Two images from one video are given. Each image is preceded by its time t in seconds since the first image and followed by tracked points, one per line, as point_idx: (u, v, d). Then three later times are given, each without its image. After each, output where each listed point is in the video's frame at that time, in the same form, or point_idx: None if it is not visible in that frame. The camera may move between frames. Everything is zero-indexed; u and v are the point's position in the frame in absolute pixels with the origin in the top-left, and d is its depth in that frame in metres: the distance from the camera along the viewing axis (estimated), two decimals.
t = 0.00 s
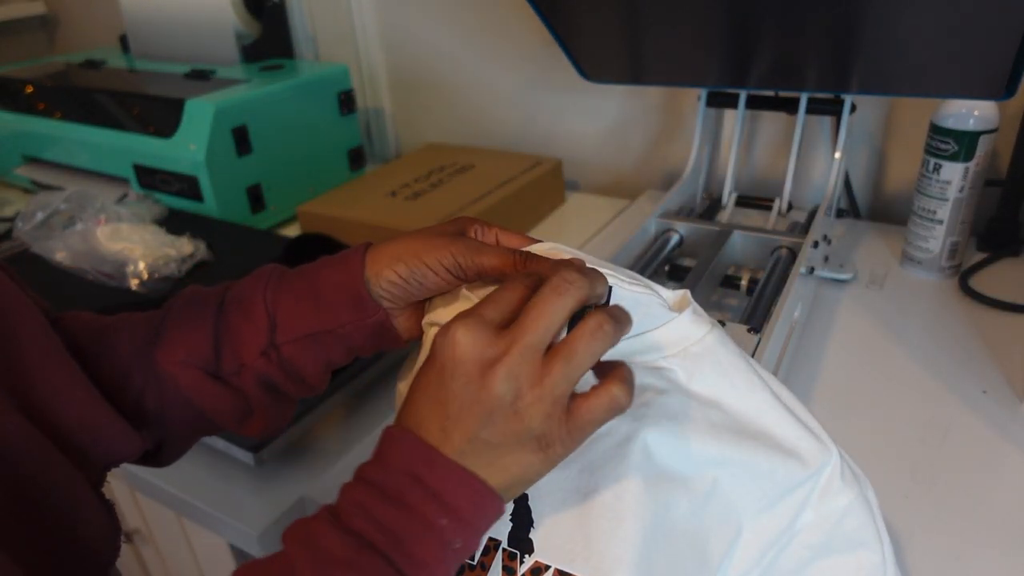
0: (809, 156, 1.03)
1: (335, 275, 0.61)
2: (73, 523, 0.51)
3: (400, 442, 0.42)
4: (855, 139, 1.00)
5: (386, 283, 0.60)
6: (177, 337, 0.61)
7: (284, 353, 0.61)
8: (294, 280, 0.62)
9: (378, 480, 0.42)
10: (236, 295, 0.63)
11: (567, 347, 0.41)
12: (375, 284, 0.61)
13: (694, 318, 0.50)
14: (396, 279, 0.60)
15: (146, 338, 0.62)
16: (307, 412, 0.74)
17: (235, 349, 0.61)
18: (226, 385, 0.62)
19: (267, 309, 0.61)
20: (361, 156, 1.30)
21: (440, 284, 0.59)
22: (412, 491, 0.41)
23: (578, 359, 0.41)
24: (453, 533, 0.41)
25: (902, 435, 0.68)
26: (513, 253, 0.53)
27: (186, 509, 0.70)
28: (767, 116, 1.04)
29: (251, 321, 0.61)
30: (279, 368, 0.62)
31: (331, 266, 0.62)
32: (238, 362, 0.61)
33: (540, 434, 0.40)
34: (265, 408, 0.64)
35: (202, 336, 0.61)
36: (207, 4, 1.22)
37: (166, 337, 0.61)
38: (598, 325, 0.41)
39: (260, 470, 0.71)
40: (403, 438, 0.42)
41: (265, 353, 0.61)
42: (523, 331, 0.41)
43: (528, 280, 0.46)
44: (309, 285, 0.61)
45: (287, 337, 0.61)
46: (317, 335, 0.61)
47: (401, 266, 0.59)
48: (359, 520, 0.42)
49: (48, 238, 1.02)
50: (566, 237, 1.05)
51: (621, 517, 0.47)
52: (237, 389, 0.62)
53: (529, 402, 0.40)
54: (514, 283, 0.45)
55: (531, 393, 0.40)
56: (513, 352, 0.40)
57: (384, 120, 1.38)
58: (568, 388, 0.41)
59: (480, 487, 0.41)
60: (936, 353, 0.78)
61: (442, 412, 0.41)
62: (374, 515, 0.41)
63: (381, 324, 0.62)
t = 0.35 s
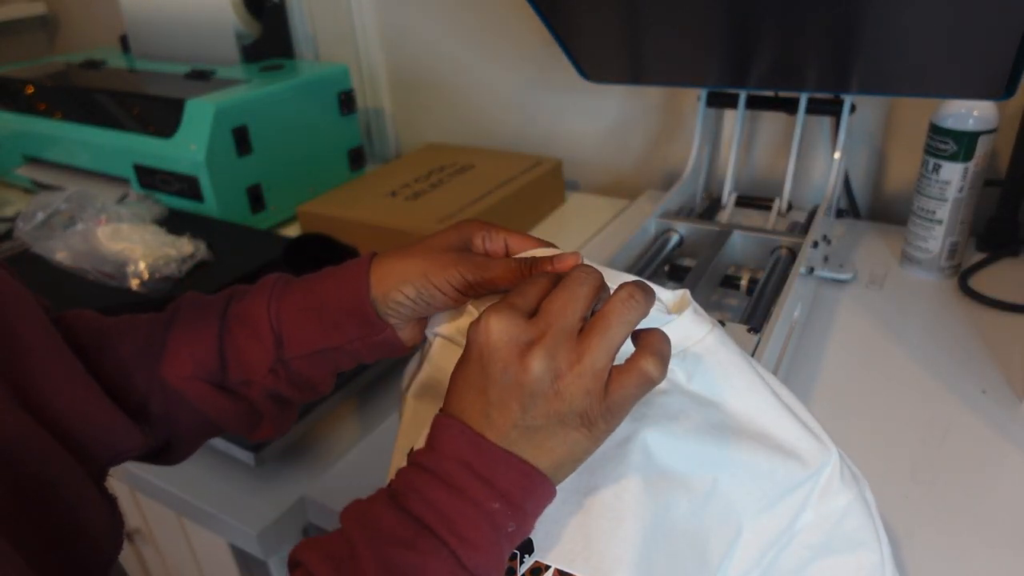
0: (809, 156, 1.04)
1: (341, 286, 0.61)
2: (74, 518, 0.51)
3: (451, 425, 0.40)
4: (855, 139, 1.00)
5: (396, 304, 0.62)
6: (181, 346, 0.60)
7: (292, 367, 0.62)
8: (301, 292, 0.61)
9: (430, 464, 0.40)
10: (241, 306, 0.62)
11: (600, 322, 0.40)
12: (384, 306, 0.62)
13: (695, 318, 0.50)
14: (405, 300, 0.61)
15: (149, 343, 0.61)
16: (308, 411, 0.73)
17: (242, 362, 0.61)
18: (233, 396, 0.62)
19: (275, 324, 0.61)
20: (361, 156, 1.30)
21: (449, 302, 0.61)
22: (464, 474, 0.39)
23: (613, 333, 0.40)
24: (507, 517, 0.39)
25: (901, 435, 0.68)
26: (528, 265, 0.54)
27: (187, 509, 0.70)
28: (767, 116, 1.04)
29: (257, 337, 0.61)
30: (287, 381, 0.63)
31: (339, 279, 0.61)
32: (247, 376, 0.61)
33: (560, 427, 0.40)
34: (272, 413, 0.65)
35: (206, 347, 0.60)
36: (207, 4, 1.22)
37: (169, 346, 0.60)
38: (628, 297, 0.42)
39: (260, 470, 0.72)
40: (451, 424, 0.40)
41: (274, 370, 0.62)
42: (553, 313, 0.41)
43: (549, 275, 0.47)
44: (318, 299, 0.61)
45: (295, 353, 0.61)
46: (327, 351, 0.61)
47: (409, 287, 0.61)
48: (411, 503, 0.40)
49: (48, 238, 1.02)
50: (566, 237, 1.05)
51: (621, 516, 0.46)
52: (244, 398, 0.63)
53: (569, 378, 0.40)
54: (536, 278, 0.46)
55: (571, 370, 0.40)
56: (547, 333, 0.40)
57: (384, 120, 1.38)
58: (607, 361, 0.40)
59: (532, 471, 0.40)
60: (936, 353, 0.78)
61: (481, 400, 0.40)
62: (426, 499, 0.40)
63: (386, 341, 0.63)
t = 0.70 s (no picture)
0: (809, 156, 1.04)
1: (366, 307, 0.61)
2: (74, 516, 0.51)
3: (475, 432, 0.40)
4: (855, 139, 1.00)
5: (420, 331, 0.62)
6: (208, 369, 0.62)
7: (319, 392, 0.64)
8: (325, 320, 0.62)
9: (450, 471, 0.40)
10: (267, 331, 0.63)
11: (641, 338, 0.41)
12: (410, 334, 0.62)
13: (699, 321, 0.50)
14: (430, 328, 0.61)
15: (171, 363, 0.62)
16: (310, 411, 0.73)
17: (269, 387, 0.63)
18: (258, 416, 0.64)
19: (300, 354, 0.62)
20: (361, 156, 1.30)
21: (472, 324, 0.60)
22: (485, 486, 0.39)
23: (654, 351, 0.41)
24: (522, 531, 0.39)
25: (902, 435, 0.68)
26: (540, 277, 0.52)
27: (186, 509, 0.70)
28: (767, 116, 1.04)
29: (284, 362, 0.62)
30: (314, 404, 0.64)
31: (362, 303, 0.62)
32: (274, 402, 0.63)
33: (580, 437, 0.40)
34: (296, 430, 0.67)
35: (234, 370, 0.62)
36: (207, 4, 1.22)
37: (196, 368, 0.62)
38: (671, 318, 0.42)
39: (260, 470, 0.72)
40: (476, 431, 0.40)
41: (301, 396, 0.63)
42: (597, 327, 0.41)
43: (586, 275, 0.46)
44: (342, 328, 0.61)
45: (322, 379, 0.62)
46: (352, 377, 0.62)
47: (431, 315, 0.61)
48: (427, 510, 0.39)
49: (48, 238, 1.02)
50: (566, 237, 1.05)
51: (621, 516, 0.46)
52: (269, 415, 0.66)
53: (608, 393, 0.40)
54: (574, 278, 0.45)
55: (611, 385, 0.40)
56: (590, 348, 0.40)
57: (384, 120, 1.38)
58: (645, 377, 0.41)
59: (551, 486, 0.40)
60: (936, 353, 0.78)
61: (516, 410, 0.40)
62: (444, 507, 0.39)
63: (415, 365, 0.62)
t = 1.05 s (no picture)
0: (809, 156, 1.03)
1: (378, 314, 0.62)
2: (78, 511, 0.50)
3: (505, 438, 0.39)
4: (855, 139, 1.00)
5: (428, 342, 0.62)
6: (217, 372, 0.62)
7: (325, 397, 0.64)
8: (336, 326, 0.62)
9: (475, 474, 0.39)
10: (278, 336, 0.63)
11: (695, 366, 0.43)
12: (417, 344, 0.62)
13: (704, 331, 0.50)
14: (438, 339, 0.61)
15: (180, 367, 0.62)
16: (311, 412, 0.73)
17: (277, 391, 0.63)
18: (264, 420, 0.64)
19: (309, 360, 0.62)
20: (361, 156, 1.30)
21: (482, 335, 0.60)
22: (510, 493, 0.38)
23: (708, 380, 0.42)
24: (540, 540, 0.39)
25: (902, 435, 0.68)
26: (545, 287, 0.53)
27: (186, 509, 0.70)
28: (767, 116, 1.04)
29: (291, 367, 0.62)
30: (320, 409, 0.64)
31: (373, 311, 0.62)
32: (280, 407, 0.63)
33: (579, 439, 0.40)
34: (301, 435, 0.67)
35: (242, 372, 0.62)
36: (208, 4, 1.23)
37: (204, 372, 0.62)
38: (725, 352, 0.43)
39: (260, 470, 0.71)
40: (507, 436, 0.39)
41: (308, 402, 0.63)
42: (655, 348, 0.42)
43: (635, 291, 0.47)
44: (352, 335, 0.61)
45: (330, 384, 0.62)
46: (359, 384, 0.62)
47: (439, 326, 0.60)
48: (448, 512, 0.38)
49: (48, 238, 1.02)
50: (565, 237, 1.05)
51: (620, 516, 0.46)
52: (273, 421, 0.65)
53: (662, 417, 0.41)
54: (622, 292, 0.46)
55: (665, 411, 0.41)
56: (650, 369, 0.41)
57: (384, 120, 1.38)
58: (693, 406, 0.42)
59: (573, 498, 0.39)
60: (937, 353, 0.78)
61: (564, 420, 0.40)
62: (466, 512, 0.38)
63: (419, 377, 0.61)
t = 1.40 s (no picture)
0: (809, 156, 1.04)
1: (375, 312, 0.62)
2: (82, 510, 0.50)
3: (523, 433, 0.39)
4: (855, 139, 1.00)
5: (424, 337, 0.61)
6: (216, 370, 0.62)
7: (322, 396, 0.63)
8: (333, 324, 0.62)
9: (490, 468, 0.38)
10: (276, 334, 0.63)
11: (712, 372, 0.44)
12: (413, 339, 0.62)
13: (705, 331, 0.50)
14: (435, 334, 0.61)
15: (179, 367, 0.62)
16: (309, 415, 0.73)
17: (275, 391, 0.63)
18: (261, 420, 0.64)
19: (307, 358, 0.62)
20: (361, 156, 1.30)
21: (478, 331, 0.59)
22: (525, 489, 0.38)
23: (724, 384, 0.44)
24: (550, 534, 0.39)
25: (902, 435, 0.68)
26: (542, 281, 0.54)
27: (185, 508, 0.70)
28: (766, 116, 1.04)
29: (289, 365, 0.62)
30: (318, 409, 0.64)
31: (369, 309, 0.62)
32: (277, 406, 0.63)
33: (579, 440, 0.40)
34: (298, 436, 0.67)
35: (241, 370, 0.62)
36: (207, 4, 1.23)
37: (204, 370, 0.62)
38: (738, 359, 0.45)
39: (261, 469, 0.71)
40: (525, 430, 0.39)
41: (305, 400, 0.63)
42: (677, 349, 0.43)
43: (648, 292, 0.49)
44: (349, 333, 0.61)
45: (327, 382, 0.62)
46: (356, 384, 0.62)
47: (436, 321, 0.60)
48: (461, 505, 0.38)
49: (48, 238, 1.02)
50: (565, 237, 1.05)
51: (620, 518, 0.46)
52: (270, 421, 0.65)
53: (681, 418, 0.43)
54: (642, 295, 0.48)
55: (684, 413, 0.43)
56: (673, 370, 0.42)
57: (384, 120, 1.37)
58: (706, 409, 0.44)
59: (583, 494, 0.40)
60: (937, 353, 0.78)
61: (591, 416, 0.40)
62: (481, 505, 0.38)
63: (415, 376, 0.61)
